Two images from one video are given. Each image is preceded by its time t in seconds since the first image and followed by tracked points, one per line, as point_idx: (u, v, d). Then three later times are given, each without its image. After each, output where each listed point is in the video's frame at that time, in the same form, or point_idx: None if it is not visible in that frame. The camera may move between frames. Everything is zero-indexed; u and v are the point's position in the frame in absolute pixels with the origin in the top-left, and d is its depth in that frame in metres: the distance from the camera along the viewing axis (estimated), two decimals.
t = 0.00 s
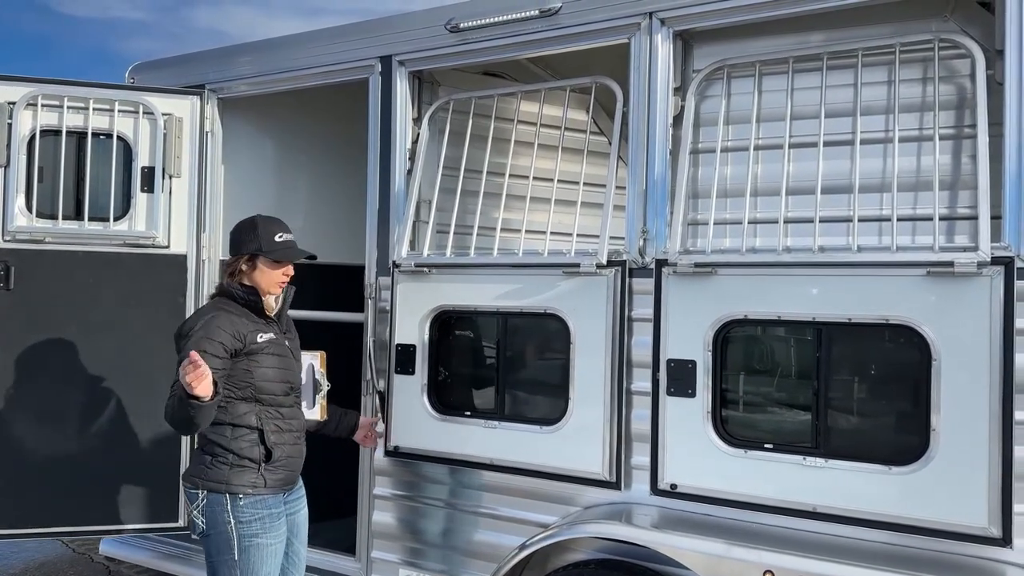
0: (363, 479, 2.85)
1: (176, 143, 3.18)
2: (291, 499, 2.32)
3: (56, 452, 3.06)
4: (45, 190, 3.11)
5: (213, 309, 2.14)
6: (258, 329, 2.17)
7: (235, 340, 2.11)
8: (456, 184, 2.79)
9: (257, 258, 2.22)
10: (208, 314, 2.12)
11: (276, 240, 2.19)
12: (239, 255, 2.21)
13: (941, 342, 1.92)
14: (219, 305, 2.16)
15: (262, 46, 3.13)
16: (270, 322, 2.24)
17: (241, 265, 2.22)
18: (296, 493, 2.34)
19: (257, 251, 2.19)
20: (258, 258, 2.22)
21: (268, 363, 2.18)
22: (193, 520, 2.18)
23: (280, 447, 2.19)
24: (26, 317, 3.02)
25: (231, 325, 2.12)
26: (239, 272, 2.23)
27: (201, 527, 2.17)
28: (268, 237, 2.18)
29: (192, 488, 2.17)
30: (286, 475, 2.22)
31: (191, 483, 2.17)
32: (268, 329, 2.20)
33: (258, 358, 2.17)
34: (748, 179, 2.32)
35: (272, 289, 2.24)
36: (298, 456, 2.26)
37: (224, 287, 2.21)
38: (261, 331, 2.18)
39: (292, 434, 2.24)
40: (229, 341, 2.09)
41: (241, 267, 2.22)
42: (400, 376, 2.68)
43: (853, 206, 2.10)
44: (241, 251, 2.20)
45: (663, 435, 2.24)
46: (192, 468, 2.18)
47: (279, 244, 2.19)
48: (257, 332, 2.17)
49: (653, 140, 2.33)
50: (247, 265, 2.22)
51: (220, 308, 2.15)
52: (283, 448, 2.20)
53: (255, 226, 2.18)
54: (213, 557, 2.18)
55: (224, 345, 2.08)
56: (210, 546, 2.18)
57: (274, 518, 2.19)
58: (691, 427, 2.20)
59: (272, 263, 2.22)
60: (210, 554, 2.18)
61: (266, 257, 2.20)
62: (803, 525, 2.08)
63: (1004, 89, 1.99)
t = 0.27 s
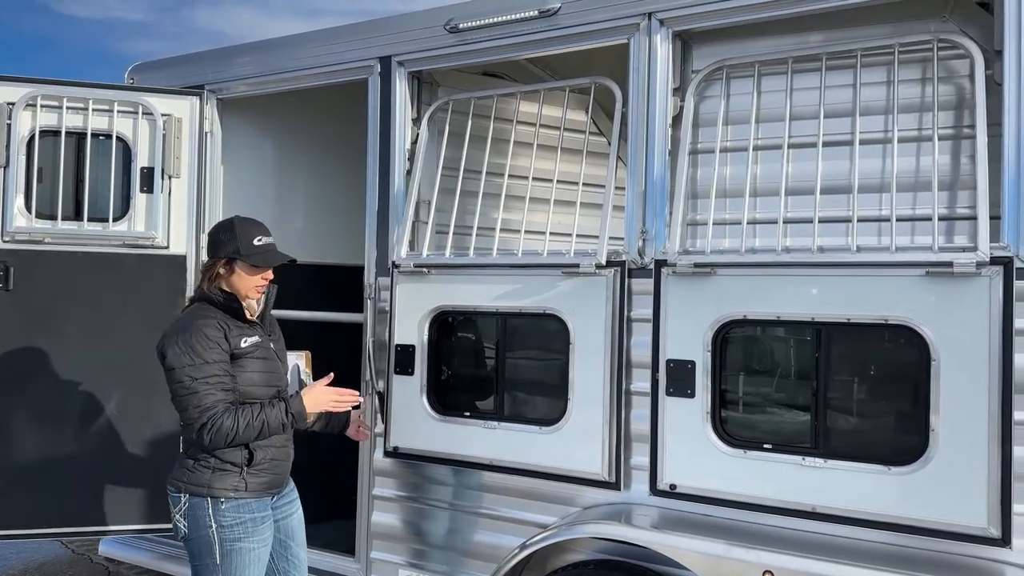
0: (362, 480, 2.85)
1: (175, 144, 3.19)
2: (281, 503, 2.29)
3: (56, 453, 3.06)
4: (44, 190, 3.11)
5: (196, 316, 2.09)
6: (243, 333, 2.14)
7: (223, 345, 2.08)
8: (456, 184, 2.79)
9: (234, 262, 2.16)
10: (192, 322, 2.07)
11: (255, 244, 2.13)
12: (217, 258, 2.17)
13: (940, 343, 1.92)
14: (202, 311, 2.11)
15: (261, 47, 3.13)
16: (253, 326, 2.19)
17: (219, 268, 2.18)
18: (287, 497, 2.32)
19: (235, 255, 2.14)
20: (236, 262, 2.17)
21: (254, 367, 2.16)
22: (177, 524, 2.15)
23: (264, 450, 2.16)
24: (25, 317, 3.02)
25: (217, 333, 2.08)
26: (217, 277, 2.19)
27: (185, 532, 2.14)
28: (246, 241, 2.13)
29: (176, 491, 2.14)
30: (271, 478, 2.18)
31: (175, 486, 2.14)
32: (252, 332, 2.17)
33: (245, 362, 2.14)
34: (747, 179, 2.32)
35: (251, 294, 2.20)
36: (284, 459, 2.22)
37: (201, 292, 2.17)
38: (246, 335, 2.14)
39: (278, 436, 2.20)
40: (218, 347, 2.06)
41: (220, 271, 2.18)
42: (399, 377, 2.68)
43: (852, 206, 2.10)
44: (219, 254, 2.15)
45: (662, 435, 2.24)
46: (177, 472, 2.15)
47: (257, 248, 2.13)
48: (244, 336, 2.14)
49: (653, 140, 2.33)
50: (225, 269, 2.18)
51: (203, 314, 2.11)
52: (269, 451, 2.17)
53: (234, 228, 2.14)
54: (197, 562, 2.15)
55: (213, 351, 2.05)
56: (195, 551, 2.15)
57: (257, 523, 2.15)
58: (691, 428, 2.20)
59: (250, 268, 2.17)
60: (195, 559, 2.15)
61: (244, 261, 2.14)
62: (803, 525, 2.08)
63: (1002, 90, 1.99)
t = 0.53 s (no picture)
0: (363, 480, 2.85)
1: (176, 144, 3.20)
2: (280, 505, 2.29)
3: (56, 452, 3.06)
4: (45, 191, 3.13)
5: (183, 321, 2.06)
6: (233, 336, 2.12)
7: (210, 350, 2.06)
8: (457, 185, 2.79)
9: (233, 262, 2.17)
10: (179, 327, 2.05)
11: (255, 243, 2.15)
12: (216, 257, 2.17)
13: (941, 343, 1.92)
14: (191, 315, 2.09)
15: (261, 47, 3.13)
16: (248, 328, 2.18)
17: (217, 268, 2.18)
18: (285, 500, 2.31)
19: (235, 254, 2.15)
20: (234, 262, 2.17)
21: (248, 370, 2.14)
22: (176, 527, 2.13)
23: (265, 453, 2.16)
24: (26, 317, 3.02)
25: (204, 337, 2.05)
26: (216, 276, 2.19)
27: (185, 536, 2.12)
28: (247, 240, 2.14)
29: (175, 494, 2.13)
30: (271, 482, 2.18)
31: (173, 489, 2.13)
32: (244, 335, 2.15)
33: (238, 365, 2.12)
34: (748, 179, 2.32)
35: (249, 293, 2.20)
36: (283, 462, 2.22)
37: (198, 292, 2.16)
38: (236, 338, 2.12)
39: (276, 439, 2.20)
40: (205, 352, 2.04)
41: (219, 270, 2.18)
42: (399, 377, 2.68)
43: (853, 206, 2.10)
44: (217, 254, 2.15)
45: (663, 435, 2.24)
46: (175, 474, 2.14)
47: (258, 247, 2.14)
48: (234, 339, 2.12)
49: (653, 140, 2.33)
50: (224, 268, 2.18)
51: (193, 318, 2.09)
52: (268, 454, 2.17)
53: (234, 227, 2.15)
54: (198, 566, 2.13)
55: (200, 357, 2.03)
56: (194, 555, 2.14)
57: (260, 526, 2.16)
58: (691, 428, 2.20)
59: (249, 267, 2.18)
60: (195, 563, 2.14)
61: (243, 261, 2.15)
62: (804, 525, 2.07)
63: (1003, 90, 1.99)
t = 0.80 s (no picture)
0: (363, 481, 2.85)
1: (175, 145, 3.20)
2: (275, 508, 2.28)
3: (55, 453, 3.06)
4: (44, 192, 3.13)
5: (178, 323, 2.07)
6: (229, 337, 2.11)
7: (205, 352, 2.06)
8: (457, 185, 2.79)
9: (242, 261, 2.16)
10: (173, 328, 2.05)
11: (263, 245, 2.15)
12: (223, 257, 2.16)
13: (941, 343, 1.92)
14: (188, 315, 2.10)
15: (260, 48, 3.13)
16: (247, 328, 2.19)
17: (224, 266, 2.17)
18: (282, 502, 2.31)
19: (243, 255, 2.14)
20: (242, 263, 2.16)
21: (245, 371, 2.13)
22: (171, 528, 2.14)
23: (260, 456, 2.14)
24: (26, 318, 3.02)
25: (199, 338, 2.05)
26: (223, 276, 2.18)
27: (179, 537, 2.13)
28: (256, 241, 2.14)
29: (170, 495, 2.14)
30: (265, 485, 2.17)
31: (168, 490, 2.13)
32: (240, 336, 2.14)
33: (235, 367, 2.12)
34: (748, 180, 2.32)
35: (254, 296, 2.19)
36: (279, 465, 2.21)
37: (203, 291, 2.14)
38: (233, 339, 2.12)
39: (273, 442, 2.19)
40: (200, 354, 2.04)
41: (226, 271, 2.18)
42: (399, 378, 2.68)
43: (853, 207, 2.10)
44: (225, 253, 2.15)
45: (663, 436, 2.24)
46: (171, 475, 2.15)
47: (267, 249, 2.15)
48: (230, 341, 2.11)
49: (652, 141, 2.33)
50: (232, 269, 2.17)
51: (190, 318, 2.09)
52: (263, 457, 2.16)
53: (243, 228, 2.14)
54: (191, 567, 2.14)
55: (195, 359, 2.03)
56: (189, 556, 2.14)
57: (253, 529, 2.14)
58: (691, 429, 2.20)
59: (257, 269, 2.17)
60: (188, 564, 2.14)
61: (252, 261, 2.15)
62: (804, 526, 2.07)
63: (1003, 91, 1.99)
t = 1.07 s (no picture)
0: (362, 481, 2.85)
1: (174, 145, 3.20)
2: (270, 512, 2.27)
3: (53, 454, 3.06)
4: (43, 192, 3.13)
5: (183, 323, 2.06)
6: (230, 336, 2.11)
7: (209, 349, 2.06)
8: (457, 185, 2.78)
9: (220, 258, 2.14)
10: (180, 328, 2.05)
11: (238, 237, 2.10)
12: (204, 256, 2.16)
13: (940, 343, 1.92)
14: (189, 315, 2.09)
15: (260, 48, 3.13)
16: (244, 328, 2.17)
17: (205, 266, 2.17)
18: (278, 507, 2.30)
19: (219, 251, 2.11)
20: (220, 258, 2.14)
21: (243, 371, 2.14)
22: (165, 529, 2.15)
23: (253, 459, 2.13)
24: (25, 318, 3.02)
25: (208, 336, 2.06)
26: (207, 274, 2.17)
27: (172, 538, 2.14)
28: (229, 235, 2.10)
29: (165, 496, 2.14)
30: (258, 488, 2.16)
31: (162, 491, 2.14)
32: (241, 336, 2.14)
33: (234, 367, 2.12)
34: (747, 180, 2.32)
35: (238, 289, 2.16)
36: (273, 468, 2.19)
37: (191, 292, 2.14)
38: (234, 339, 2.12)
39: (268, 445, 2.18)
40: (204, 352, 2.04)
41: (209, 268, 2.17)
42: (399, 378, 2.67)
43: (852, 207, 2.10)
44: (205, 252, 2.13)
45: (662, 436, 2.24)
46: (166, 476, 2.15)
47: (243, 243, 2.10)
48: (231, 339, 2.11)
49: (652, 141, 2.33)
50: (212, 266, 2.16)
51: (189, 319, 2.08)
52: (257, 460, 2.14)
53: (218, 224, 2.12)
54: (183, 568, 2.14)
55: (199, 356, 2.03)
56: (182, 557, 2.15)
57: (245, 533, 2.14)
58: (691, 429, 2.20)
59: (235, 263, 2.14)
60: (181, 565, 2.15)
61: (229, 258, 2.12)
62: (804, 526, 2.07)
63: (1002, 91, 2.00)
